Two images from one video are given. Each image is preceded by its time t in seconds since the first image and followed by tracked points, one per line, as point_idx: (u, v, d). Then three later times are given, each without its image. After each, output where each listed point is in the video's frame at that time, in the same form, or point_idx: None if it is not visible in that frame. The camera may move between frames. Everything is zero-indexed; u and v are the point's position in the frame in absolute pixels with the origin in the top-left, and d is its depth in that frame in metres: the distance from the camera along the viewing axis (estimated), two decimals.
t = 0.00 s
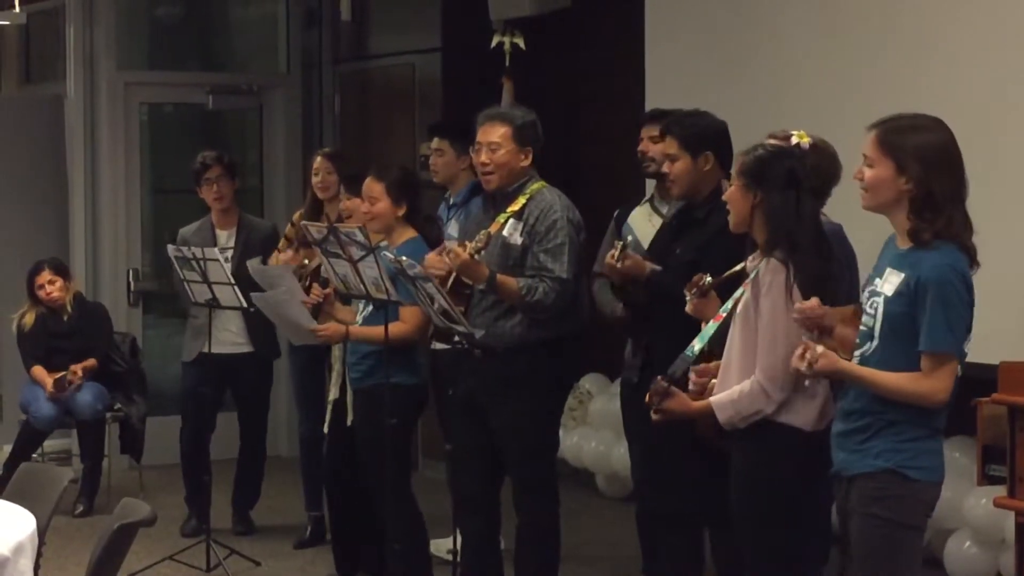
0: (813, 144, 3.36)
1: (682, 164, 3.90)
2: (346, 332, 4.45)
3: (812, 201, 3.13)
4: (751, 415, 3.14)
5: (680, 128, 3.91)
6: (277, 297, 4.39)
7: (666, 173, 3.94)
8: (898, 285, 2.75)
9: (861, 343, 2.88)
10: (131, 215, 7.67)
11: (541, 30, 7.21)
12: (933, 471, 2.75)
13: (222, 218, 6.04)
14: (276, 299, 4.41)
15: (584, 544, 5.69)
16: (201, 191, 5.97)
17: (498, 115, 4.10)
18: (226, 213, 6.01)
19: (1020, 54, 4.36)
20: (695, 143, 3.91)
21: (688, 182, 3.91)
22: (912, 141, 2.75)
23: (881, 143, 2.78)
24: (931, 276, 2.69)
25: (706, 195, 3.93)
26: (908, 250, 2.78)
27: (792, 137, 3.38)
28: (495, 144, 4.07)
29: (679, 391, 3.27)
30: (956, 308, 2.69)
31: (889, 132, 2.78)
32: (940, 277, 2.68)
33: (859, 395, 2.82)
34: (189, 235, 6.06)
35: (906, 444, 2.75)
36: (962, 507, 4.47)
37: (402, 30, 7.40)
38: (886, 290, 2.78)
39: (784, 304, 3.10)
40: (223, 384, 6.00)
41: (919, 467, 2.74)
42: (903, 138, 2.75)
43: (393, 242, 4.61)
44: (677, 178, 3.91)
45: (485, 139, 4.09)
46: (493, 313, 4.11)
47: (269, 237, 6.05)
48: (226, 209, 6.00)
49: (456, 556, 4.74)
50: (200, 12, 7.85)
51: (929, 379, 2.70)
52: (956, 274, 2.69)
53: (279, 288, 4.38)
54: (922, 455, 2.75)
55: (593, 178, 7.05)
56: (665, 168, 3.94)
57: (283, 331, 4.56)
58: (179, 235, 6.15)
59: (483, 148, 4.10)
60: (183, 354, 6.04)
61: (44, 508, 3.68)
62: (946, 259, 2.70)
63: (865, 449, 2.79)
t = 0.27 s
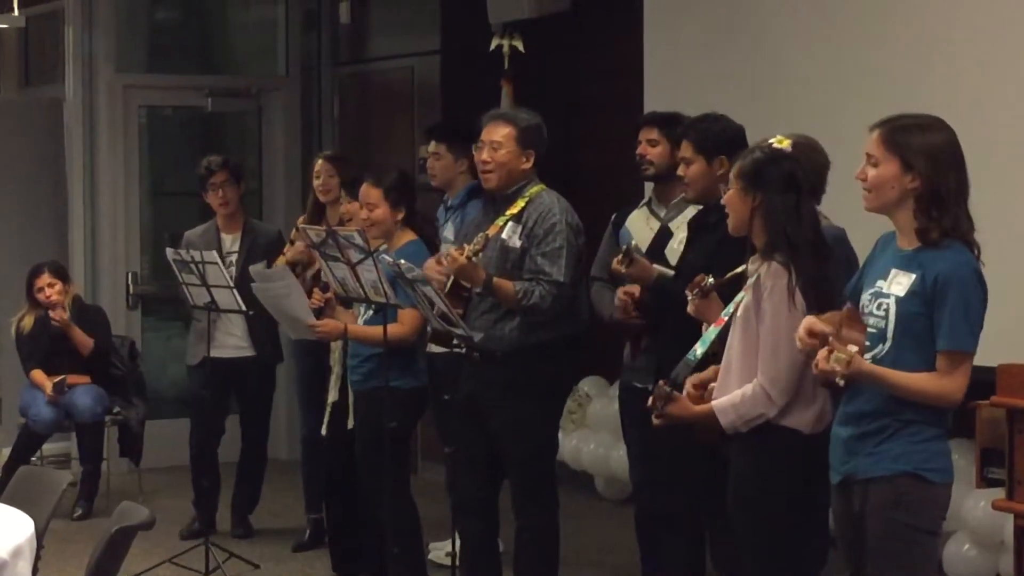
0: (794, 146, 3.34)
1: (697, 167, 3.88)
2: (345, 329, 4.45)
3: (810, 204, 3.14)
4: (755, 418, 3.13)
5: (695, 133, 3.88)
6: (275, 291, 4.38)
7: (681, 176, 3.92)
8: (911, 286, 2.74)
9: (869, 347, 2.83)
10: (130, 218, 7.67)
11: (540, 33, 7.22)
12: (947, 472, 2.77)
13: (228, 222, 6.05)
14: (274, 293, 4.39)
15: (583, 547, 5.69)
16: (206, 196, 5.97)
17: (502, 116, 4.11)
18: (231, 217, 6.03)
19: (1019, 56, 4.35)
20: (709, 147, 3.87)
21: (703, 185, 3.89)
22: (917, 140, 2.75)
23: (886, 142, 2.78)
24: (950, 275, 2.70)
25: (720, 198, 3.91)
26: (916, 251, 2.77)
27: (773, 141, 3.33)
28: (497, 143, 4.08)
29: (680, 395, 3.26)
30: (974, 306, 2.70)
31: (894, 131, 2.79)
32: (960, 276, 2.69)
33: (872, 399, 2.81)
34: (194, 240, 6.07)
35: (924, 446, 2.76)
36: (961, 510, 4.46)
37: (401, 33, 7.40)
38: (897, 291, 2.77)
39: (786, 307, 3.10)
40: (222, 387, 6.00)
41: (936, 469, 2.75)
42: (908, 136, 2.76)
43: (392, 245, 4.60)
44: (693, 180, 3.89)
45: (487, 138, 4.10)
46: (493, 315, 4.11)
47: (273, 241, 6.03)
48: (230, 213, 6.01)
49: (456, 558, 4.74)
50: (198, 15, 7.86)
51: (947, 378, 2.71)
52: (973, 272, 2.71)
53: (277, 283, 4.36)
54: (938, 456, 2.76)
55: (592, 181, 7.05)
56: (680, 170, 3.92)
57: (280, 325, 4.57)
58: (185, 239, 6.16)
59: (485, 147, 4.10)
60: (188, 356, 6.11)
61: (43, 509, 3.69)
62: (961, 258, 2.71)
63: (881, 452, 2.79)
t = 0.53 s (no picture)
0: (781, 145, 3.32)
1: (703, 169, 3.90)
2: (343, 334, 4.44)
3: (810, 208, 3.15)
4: (763, 421, 3.12)
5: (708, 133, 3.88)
6: (274, 296, 4.35)
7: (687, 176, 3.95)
8: (917, 286, 2.74)
9: (875, 350, 2.83)
10: (127, 220, 7.66)
11: (538, 35, 7.23)
12: (956, 478, 2.75)
13: (225, 224, 6.06)
14: (272, 297, 4.36)
15: (581, 549, 5.69)
16: (202, 199, 5.97)
17: (499, 119, 4.12)
18: (227, 219, 6.03)
19: (1019, 58, 4.35)
20: (716, 150, 3.88)
21: (708, 187, 3.92)
22: (916, 137, 2.76)
23: (885, 139, 2.79)
24: (955, 275, 2.69)
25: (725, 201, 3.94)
26: (919, 251, 2.77)
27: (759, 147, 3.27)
28: (494, 145, 4.08)
29: (686, 399, 3.24)
30: (981, 305, 2.69)
31: (893, 129, 2.79)
32: (965, 275, 2.69)
33: (876, 405, 2.81)
34: (190, 243, 6.04)
35: (933, 451, 2.75)
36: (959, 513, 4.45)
37: (399, 35, 7.42)
38: (902, 293, 2.76)
39: (796, 307, 3.09)
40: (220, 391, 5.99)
41: (945, 475, 2.73)
42: (907, 134, 2.77)
43: (389, 248, 4.59)
44: (697, 182, 3.92)
45: (485, 140, 4.10)
46: (492, 318, 4.12)
47: (271, 244, 6.03)
48: (226, 216, 6.01)
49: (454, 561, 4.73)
50: (197, 17, 7.86)
51: (954, 380, 2.70)
52: (978, 271, 2.70)
53: (276, 288, 4.32)
54: (947, 461, 2.74)
55: (590, 183, 7.05)
56: (687, 171, 3.95)
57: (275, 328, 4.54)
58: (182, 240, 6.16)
59: (481, 149, 4.10)
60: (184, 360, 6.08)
61: (41, 512, 3.68)
62: (966, 258, 2.71)
63: (888, 458, 2.78)
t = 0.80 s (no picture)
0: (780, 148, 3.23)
1: (701, 173, 3.91)
2: (343, 339, 4.43)
3: (807, 209, 3.15)
4: (766, 423, 3.11)
5: (702, 135, 3.89)
6: (273, 305, 4.33)
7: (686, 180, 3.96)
8: (921, 287, 2.74)
9: (880, 352, 2.82)
10: (125, 222, 7.66)
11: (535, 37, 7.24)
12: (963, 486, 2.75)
13: (215, 227, 6.05)
14: (272, 306, 4.34)
15: (578, 552, 5.69)
16: (194, 201, 5.97)
17: (496, 120, 4.12)
18: (220, 222, 6.02)
19: (1018, 61, 4.35)
20: (715, 153, 3.88)
21: (706, 191, 3.92)
22: (916, 137, 2.76)
23: (886, 139, 2.79)
24: (958, 273, 2.69)
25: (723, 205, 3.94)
26: (922, 251, 2.77)
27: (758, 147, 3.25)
28: (489, 146, 4.09)
29: (688, 403, 3.22)
30: (985, 304, 2.69)
31: (895, 130, 2.80)
32: (967, 273, 2.69)
33: (883, 410, 2.80)
34: (181, 243, 6.05)
35: (940, 459, 2.74)
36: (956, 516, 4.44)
37: (396, 37, 7.43)
38: (906, 294, 2.76)
39: (798, 309, 3.09)
40: (217, 393, 5.98)
41: (951, 483, 2.73)
42: (908, 133, 2.77)
43: (386, 250, 4.58)
44: (695, 186, 3.93)
45: (481, 141, 4.11)
46: (489, 319, 4.11)
47: (261, 247, 6.04)
48: (217, 218, 6.00)
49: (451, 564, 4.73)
50: (194, 19, 7.87)
51: (960, 383, 2.69)
52: (982, 270, 2.70)
53: (275, 297, 4.31)
54: (953, 469, 2.74)
55: (587, 186, 7.05)
56: (686, 174, 3.96)
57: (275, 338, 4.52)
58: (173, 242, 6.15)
59: (478, 151, 4.11)
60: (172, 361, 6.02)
61: (38, 514, 3.67)
62: (969, 256, 2.71)
63: (894, 466, 2.77)
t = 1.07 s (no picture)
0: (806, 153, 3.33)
1: (693, 174, 3.92)
2: (341, 337, 4.42)
3: (805, 210, 3.15)
4: (754, 424, 3.12)
5: (693, 138, 3.91)
6: (272, 299, 4.35)
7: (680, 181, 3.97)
8: (906, 291, 2.70)
9: (872, 357, 2.81)
10: (123, 222, 7.65)
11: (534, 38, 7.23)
12: (949, 493, 2.67)
13: (199, 225, 6.01)
14: (271, 301, 4.35)
15: (576, 553, 5.68)
16: (184, 199, 5.95)
17: (495, 122, 4.12)
18: (205, 220, 5.98)
19: (1017, 63, 4.35)
20: (707, 153, 3.89)
21: (698, 192, 3.95)
22: (915, 139, 2.71)
23: (887, 139, 2.74)
24: (935, 276, 2.64)
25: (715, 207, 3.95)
26: (915, 255, 2.73)
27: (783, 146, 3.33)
28: (489, 147, 4.08)
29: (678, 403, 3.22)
30: (963, 308, 2.62)
31: (897, 130, 2.75)
32: (944, 276, 2.63)
33: (873, 415, 2.77)
34: (167, 239, 6.04)
35: (923, 467, 2.67)
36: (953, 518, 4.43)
37: (394, 37, 7.42)
38: (894, 298, 2.73)
39: (787, 310, 3.08)
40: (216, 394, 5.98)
41: (933, 491, 2.66)
42: (909, 134, 2.72)
43: (384, 249, 4.59)
44: (688, 187, 3.95)
45: (481, 142, 4.10)
46: (488, 319, 4.11)
47: (247, 249, 6.04)
48: (206, 218, 5.97)
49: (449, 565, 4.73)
50: (193, 19, 7.86)
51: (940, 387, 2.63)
52: (961, 273, 2.64)
53: (274, 292, 4.33)
54: (937, 476, 2.67)
55: (586, 186, 7.04)
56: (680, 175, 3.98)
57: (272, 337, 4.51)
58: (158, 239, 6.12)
59: (478, 151, 4.11)
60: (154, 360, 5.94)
61: (36, 514, 3.67)
62: (950, 259, 2.65)
63: (878, 472, 2.73)
